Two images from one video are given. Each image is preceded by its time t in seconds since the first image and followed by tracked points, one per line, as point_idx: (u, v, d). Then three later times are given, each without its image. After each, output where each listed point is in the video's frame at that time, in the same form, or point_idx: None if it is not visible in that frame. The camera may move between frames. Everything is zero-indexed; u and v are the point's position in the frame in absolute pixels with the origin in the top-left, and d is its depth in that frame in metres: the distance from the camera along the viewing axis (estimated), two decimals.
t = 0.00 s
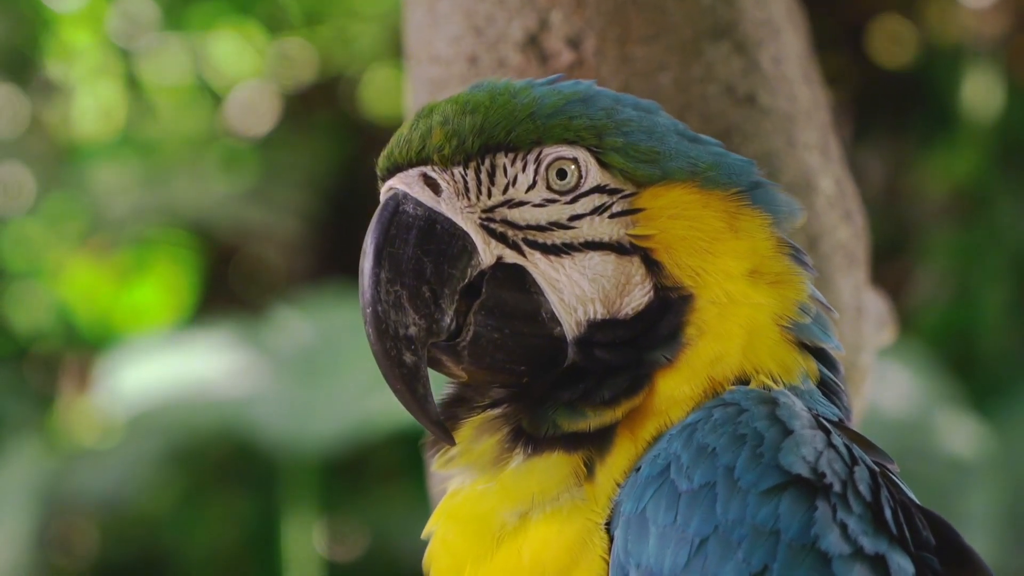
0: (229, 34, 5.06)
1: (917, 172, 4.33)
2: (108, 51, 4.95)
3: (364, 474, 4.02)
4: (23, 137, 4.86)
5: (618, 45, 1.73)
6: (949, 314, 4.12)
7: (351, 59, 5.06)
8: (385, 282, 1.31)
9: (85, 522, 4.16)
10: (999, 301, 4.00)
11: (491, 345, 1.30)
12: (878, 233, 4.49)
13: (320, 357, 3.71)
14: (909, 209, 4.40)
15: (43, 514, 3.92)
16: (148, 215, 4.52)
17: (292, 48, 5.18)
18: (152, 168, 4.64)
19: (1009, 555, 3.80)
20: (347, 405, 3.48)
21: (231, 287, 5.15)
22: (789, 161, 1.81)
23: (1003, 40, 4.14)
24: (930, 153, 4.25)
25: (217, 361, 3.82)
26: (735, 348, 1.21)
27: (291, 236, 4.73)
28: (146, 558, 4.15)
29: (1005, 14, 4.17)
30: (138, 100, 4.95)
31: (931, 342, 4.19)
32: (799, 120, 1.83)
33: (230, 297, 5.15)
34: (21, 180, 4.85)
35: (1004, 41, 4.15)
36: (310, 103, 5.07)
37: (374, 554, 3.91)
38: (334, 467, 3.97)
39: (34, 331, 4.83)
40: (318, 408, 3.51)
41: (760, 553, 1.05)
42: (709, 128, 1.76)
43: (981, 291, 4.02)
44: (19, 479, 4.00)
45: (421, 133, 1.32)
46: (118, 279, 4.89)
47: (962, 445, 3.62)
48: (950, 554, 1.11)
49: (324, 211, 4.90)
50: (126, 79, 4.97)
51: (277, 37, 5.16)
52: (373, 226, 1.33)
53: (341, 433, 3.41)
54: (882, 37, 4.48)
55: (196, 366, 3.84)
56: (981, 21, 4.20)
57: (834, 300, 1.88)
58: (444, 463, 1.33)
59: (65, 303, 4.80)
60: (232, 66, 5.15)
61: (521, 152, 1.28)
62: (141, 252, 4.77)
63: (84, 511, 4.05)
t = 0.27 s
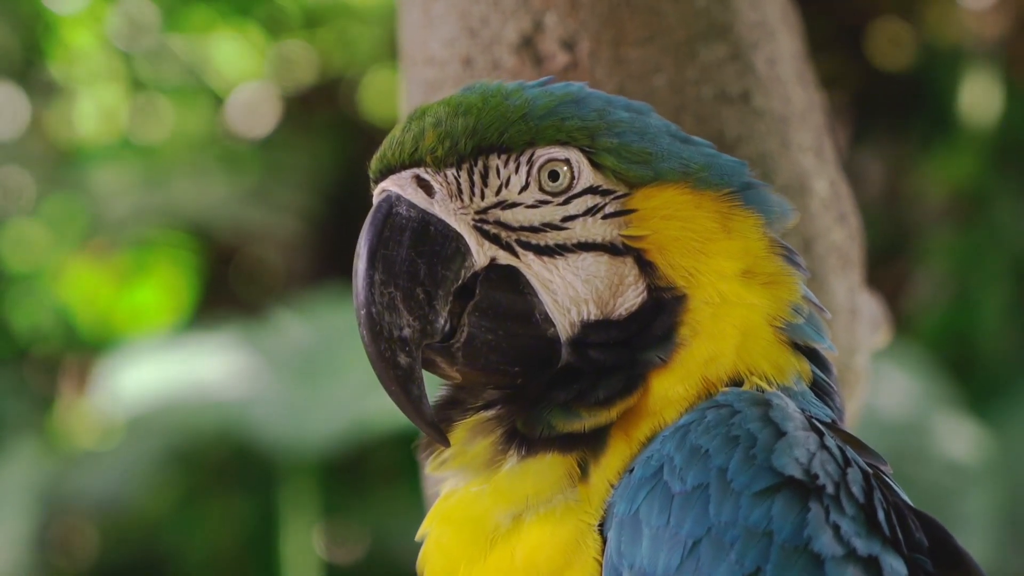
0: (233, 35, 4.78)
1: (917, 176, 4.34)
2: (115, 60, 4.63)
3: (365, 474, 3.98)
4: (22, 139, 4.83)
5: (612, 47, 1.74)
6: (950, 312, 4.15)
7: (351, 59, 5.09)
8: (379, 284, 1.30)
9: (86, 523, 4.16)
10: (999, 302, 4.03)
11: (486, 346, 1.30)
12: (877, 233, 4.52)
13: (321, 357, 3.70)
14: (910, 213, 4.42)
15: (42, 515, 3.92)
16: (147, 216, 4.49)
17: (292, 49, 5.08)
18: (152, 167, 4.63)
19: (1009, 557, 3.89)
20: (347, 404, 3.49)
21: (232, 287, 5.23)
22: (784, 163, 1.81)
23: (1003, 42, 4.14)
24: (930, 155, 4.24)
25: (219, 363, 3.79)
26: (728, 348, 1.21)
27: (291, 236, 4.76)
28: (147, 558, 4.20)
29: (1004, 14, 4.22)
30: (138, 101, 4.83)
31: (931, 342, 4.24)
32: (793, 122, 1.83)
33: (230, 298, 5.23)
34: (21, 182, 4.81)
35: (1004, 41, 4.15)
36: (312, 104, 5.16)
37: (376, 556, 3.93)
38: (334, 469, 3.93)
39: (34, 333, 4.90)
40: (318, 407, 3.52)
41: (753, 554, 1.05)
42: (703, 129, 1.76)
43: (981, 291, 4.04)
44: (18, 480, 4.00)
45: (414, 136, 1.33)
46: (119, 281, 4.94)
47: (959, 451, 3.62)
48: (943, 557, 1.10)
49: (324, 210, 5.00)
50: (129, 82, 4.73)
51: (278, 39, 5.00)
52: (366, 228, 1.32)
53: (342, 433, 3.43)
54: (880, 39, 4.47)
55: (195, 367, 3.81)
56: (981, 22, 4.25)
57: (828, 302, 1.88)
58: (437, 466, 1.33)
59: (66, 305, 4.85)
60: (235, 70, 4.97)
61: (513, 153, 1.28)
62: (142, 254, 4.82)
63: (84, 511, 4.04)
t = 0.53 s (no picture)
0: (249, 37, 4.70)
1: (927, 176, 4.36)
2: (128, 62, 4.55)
3: (370, 477, 4.03)
4: (28, 141, 4.86)
5: (615, 47, 1.74)
6: (955, 315, 4.15)
7: (359, 61, 5.18)
8: (380, 286, 1.31)
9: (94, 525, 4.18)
10: (1003, 305, 4.04)
11: (487, 346, 1.30)
12: (881, 235, 4.57)
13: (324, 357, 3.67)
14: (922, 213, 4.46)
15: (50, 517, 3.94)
16: (153, 218, 4.61)
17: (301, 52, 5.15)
18: (158, 169, 4.72)
19: (1012, 557, 3.83)
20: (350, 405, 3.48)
21: (240, 292, 5.26)
22: (786, 164, 1.81)
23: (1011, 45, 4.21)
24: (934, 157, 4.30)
25: (232, 368, 3.77)
26: (730, 344, 1.21)
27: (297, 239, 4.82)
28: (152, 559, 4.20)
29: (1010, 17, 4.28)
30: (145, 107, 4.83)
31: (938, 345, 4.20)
32: (796, 122, 1.84)
33: (237, 301, 5.26)
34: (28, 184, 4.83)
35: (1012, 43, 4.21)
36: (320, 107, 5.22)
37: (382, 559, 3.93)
38: (340, 471, 3.94)
39: (41, 334, 4.99)
40: (320, 409, 3.51)
41: (757, 554, 1.05)
42: (706, 130, 1.76)
43: (985, 294, 4.04)
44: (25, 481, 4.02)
45: (411, 138, 1.33)
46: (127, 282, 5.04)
47: (967, 455, 3.64)
48: (947, 558, 1.10)
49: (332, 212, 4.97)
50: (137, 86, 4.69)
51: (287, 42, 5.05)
52: (366, 232, 1.33)
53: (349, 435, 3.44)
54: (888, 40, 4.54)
55: (201, 371, 3.80)
56: (987, 24, 4.33)
57: (832, 302, 1.88)
58: (441, 467, 1.33)
59: (74, 307, 4.97)
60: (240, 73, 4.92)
61: (511, 153, 1.29)
62: (150, 258, 4.90)
63: (91, 512, 4.06)
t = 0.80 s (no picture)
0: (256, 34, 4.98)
1: (933, 183, 4.46)
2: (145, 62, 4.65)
3: (384, 477, 4.00)
4: (41, 143, 4.73)
5: (624, 49, 1.74)
6: (968, 314, 4.15)
7: (374, 64, 5.41)
8: (387, 290, 1.31)
9: (104, 528, 4.18)
10: (1014, 305, 4.03)
11: (494, 349, 1.30)
12: (891, 237, 4.60)
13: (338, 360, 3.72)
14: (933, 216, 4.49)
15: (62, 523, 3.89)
16: (168, 221, 4.48)
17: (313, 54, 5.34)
18: (171, 178, 4.63)
19: None
20: (363, 406, 3.53)
21: (251, 294, 5.40)
22: (796, 165, 1.82)
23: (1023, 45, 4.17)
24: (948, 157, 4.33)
25: (240, 367, 3.81)
26: (737, 346, 1.21)
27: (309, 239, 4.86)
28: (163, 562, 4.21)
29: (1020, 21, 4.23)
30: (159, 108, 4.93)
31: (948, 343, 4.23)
32: (805, 123, 1.84)
33: (248, 302, 5.39)
34: (38, 185, 4.56)
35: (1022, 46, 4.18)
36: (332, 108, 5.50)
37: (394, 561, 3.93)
38: (353, 475, 3.92)
39: (55, 338, 4.82)
40: (332, 410, 3.53)
41: (765, 555, 1.05)
42: (714, 131, 1.76)
43: (997, 294, 4.04)
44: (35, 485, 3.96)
45: (418, 141, 1.33)
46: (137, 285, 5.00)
47: (980, 454, 3.65)
48: (956, 559, 1.11)
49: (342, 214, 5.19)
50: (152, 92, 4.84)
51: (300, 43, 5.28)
52: (373, 235, 1.33)
53: (362, 435, 3.46)
54: (898, 41, 4.70)
55: (213, 371, 3.82)
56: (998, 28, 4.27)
57: (841, 303, 1.88)
58: (450, 470, 1.34)
59: (87, 309, 4.85)
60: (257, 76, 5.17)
61: (518, 156, 1.29)
62: (164, 259, 4.86)
63: (102, 517, 4.05)
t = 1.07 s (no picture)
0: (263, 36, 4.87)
1: (944, 186, 4.46)
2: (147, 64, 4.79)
3: (391, 480, 4.06)
4: (50, 145, 4.79)
5: (628, 50, 1.74)
6: (977, 316, 4.15)
7: (382, 67, 5.38)
8: (391, 292, 1.31)
9: (112, 529, 4.19)
10: None
11: (497, 351, 1.31)
12: (901, 240, 4.58)
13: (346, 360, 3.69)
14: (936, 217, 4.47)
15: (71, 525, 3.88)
16: (177, 222, 4.48)
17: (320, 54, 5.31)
18: (180, 179, 4.61)
19: None
20: (370, 412, 3.48)
21: (260, 295, 5.26)
22: (800, 165, 1.82)
23: None
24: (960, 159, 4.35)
25: (247, 367, 3.82)
26: (740, 348, 1.21)
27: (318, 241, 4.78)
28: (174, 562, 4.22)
29: None
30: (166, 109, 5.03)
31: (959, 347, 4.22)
32: (809, 123, 1.84)
33: (260, 304, 5.25)
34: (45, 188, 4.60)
35: None
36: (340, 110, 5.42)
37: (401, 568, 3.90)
38: (359, 478, 3.99)
39: (62, 342, 4.77)
40: (338, 413, 3.53)
41: (768, 555, 1.05)
42: (717, 132, 1.77)
43: (1007, 297, 4.02)
44: (43, 486, 3.92)
45: (423, 141, 1.33)
46: (146, 288, 4.83)
47: (988, 457, 3.60)
48: (959, 558, 1.11)
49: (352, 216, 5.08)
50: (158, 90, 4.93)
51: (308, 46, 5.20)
52: (376, 236, 1.34)
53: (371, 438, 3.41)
54: (909, 43, 4.62)
55: (219, 372, 3.84)
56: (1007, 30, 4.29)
57: (846, 304, 1.88)
58: (453, 470, 1.34)
59: (93, 312, 4.72)
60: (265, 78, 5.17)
61: (523, 158, 1.29)
62: (173, 261, 4.70)
63: (108, 520, 4.05)
